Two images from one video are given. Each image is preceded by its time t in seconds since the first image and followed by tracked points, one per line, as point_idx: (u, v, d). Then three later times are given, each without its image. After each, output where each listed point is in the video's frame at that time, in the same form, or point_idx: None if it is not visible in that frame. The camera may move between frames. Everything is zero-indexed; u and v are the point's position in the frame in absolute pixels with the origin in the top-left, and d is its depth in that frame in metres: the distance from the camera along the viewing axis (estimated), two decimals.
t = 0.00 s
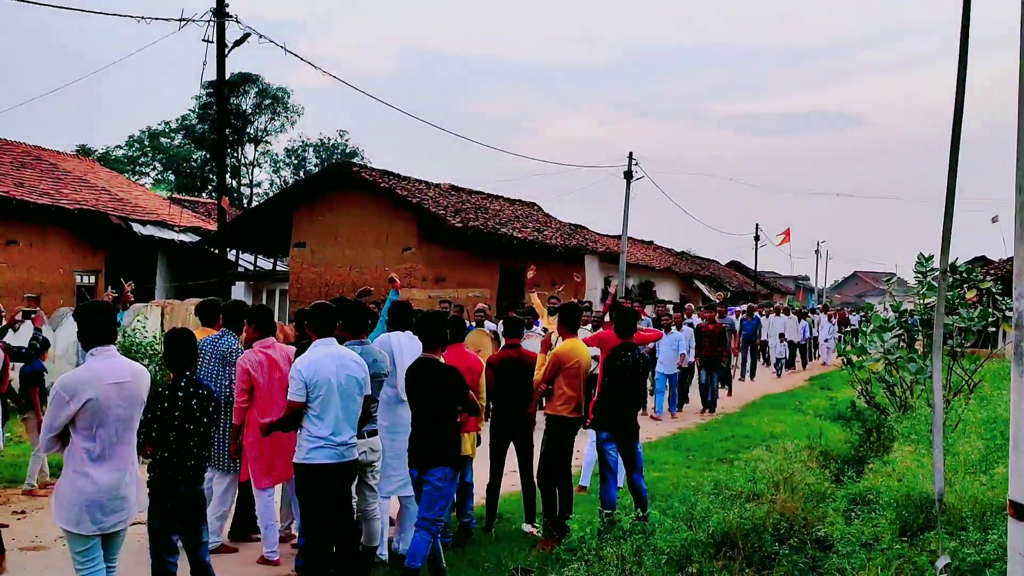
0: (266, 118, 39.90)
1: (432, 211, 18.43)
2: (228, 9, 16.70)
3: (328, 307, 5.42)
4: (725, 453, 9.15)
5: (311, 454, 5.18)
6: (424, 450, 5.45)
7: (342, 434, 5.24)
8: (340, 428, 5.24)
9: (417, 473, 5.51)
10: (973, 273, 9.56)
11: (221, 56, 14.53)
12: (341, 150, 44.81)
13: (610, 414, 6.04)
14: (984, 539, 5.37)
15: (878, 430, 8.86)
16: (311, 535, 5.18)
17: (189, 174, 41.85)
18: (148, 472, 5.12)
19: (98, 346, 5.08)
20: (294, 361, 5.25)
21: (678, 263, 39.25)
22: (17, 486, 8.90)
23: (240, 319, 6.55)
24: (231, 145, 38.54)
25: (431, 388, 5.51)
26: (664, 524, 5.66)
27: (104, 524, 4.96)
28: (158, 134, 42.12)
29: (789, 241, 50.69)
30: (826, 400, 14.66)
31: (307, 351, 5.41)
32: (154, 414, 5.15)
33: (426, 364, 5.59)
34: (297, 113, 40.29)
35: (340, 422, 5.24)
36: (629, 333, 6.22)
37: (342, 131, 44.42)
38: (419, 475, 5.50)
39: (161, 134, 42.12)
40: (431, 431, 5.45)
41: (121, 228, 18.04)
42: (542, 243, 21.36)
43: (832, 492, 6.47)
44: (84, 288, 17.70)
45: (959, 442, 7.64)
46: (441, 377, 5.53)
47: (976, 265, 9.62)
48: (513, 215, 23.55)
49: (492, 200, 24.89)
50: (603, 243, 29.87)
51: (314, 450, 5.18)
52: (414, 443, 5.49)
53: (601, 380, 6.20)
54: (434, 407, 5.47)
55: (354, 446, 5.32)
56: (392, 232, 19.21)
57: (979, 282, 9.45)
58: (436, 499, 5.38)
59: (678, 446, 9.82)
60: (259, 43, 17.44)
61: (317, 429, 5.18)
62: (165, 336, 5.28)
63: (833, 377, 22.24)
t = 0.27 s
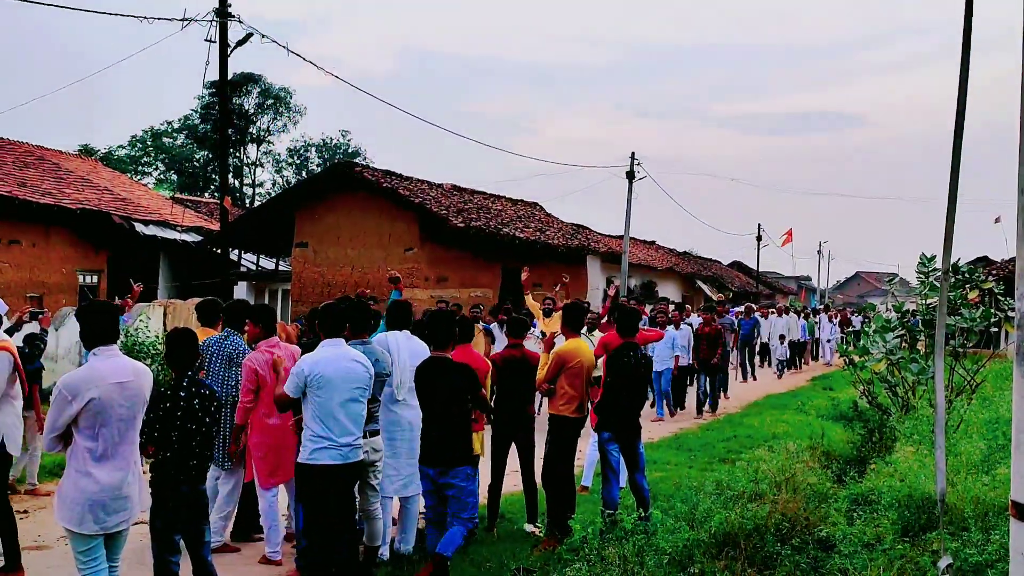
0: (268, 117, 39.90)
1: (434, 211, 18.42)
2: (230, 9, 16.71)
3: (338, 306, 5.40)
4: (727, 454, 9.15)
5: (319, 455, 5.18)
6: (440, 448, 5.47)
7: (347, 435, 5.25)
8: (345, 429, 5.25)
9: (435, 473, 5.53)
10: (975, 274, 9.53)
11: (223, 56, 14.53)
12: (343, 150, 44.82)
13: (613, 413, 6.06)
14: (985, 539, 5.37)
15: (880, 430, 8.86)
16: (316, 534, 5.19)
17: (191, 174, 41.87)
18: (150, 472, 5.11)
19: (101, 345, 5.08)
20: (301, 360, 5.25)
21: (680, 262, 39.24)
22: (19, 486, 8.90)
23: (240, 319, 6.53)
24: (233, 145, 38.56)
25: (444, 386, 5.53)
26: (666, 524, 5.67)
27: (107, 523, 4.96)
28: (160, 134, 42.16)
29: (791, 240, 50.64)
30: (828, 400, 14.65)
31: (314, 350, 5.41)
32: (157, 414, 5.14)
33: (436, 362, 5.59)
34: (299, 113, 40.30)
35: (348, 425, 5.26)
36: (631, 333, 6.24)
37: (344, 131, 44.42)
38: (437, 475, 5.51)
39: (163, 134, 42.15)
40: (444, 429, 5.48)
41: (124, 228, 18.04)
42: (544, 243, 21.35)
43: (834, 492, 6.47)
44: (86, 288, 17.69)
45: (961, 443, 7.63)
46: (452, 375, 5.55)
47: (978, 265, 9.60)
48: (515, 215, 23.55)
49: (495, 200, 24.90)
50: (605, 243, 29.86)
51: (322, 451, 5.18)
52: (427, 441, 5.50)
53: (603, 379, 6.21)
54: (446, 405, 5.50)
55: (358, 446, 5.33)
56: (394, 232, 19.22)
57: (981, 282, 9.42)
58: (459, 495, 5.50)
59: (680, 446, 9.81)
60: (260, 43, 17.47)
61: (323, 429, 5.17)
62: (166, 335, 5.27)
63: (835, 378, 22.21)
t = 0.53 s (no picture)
0: (271, 118, 39.85)
1: (437, 211, 18.35)
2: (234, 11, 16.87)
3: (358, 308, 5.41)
4: (730, 454, 9.14)
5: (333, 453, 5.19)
6: (456, 445, 5.40)
7: (358, 435, 5.25)
8: (358, 429, 5.24)
9: (453, 473, 5.41)
10: (979, 275, 9.47)
11: (227, 56, 14.51)
12: (347, 150, 44.79)
13: (617, 413, 6.05)
14: (990, 540, 5.35)
15: (882, 431, 8.85)
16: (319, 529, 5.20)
17: (194, 174, 41.85)
18: (154, 471, 5.11)
19: (105, 346, 5.08)
20: (323, 357, 5.22)
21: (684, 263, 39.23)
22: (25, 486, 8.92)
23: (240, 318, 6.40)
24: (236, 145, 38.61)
25: (455, 385, 5.47)
26: (669, 524, 5.67)
27: (111, 523, 4.97)
28: (163, 135, 42.18)
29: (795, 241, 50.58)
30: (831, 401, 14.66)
31: (339, 349, 5.34)
32: (161, 414, 5.12)
33: (448, 360, 5.54)
34: (303, 113, 40.25)
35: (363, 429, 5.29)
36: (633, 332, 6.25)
37: (348, 132, 44.39)
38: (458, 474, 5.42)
39: (166, 134, 42.16)
40: (457, 431, 5.41)
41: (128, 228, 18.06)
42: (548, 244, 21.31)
43: (837, 493, 6.46)
44: (90, 288, 17.74)
45: (965, 444, 7.63)
46: (467, 375, 5.50)
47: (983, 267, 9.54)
48: (518, 215, 23.54)
49: (498, 201, 24.90)
50: (608, 244, 29.83)
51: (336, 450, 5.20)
52: (437, 438, 5.43)
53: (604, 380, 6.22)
54: (457, 404, 5.43)
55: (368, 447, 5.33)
56: (397, 232, 19.14)
57: (984, 283, 9.32)
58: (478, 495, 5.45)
59: (684, 446, 9.82)
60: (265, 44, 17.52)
61: (333, 427, 5.18)
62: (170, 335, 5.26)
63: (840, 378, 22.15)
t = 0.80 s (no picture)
0: (294, 130, 40.22)
1: (449, 216, 18.88)
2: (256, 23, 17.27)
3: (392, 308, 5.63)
4: (723, 444, 9.50)
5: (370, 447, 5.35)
6: (476, 438, 5.76)
7: (392, 428, 5.41)
8: (392, 423, 5.42)
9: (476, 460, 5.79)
10: (958, 276, 9.93)
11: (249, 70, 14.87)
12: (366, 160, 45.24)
13: (620, 409, 6.41)
14: (968, 525, 5.72)
15: (869, 425, 9.24)
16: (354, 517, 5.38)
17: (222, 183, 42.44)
18: (183, 460, 5.45)
19: (137, 342, 5.42)
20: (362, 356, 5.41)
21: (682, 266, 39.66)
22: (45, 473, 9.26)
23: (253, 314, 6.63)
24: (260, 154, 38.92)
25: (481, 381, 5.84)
26: (667, 510, 6.02)
27: (141, 509, 5.29)
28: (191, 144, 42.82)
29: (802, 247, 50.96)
30: (821, 395, 15.05)
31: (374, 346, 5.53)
32: (191, 405, 5.41)
33: (476, 357, 5.88)
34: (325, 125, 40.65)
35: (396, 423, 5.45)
36: (631, 330, 6.58)
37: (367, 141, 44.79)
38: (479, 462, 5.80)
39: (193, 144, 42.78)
40: (479, 424, 5.77)
41: (157, 232, 18.33)
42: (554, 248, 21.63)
43: (824, 481, 6.82)
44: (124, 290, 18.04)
45: (946, 434, 8.04)
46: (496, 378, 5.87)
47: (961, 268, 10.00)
48: (525, 220, 23.92)
49: (506, 207, 25.28)
50: (609, 247, 30.24)
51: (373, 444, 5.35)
52: (459, 428, 5.79)
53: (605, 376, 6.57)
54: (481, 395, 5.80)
55: (401, 441, 5.49)
56: (411, 235, 19.83)
57: (962, 284, 9.81)
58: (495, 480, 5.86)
59: (681, 437, 10.17)
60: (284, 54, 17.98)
61: (369, 419, 5.35)
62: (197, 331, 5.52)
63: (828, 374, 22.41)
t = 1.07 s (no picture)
0: (320, 144, 41.28)
1: (460, 222, 19.98)
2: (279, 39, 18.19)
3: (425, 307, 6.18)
4: (711, 429, 10.10)
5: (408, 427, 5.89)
6: (497, 424, 6.30)
7: (427, 413, 5.96)
8: (427, 408, 5.96)
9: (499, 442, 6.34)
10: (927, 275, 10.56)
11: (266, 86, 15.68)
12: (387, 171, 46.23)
13: (625, 404, 6.97)
14: (935, 504, 6.28)
15: (843, 412, 9.89)
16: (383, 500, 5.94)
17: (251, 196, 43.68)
18: (222, 444, 5.99)
19: (179, 338, 5.90)
20: (403, 348, 5.97)
21: (677, 268, 40.32)
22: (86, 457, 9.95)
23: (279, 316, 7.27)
24: (290, 168, 39.88)
25: (503, 372, 6.39)
26: (661, 490, 6.57)
27: (183, 490, 5.69)
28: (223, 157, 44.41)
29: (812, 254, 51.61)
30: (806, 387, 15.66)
31: (413, 339, 6.12)
32: (233, 393, 6.01)
33: (496, 350, 6.45)
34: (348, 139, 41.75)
35: (431, 408, 6.00)
36: (632, 327, 7.13)
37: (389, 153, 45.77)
38: (502, 443, 6.34)
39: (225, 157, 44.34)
40: (500, 411, 6.31)
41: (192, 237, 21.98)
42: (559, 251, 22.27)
43: (806, 464, 7.38)
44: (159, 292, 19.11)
45: (913, 422, 8.67)
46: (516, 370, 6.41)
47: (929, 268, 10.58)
48: (532, 226, 24.59)
49: (516, 214, 25.93)
50: (612, 250, 30.91)
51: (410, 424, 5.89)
52: (482, 416, 6.33)
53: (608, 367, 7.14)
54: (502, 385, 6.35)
55: (436, 425, 6.03)
56: (424, 239, 20.93)
57: (931, 283, 10.40)
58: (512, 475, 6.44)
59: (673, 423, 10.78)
60: (303, 71, 18.84)
61: (407, 405, 5.90)
62: (234, 328, 6.08)
63: (808, 366, 22.75)
